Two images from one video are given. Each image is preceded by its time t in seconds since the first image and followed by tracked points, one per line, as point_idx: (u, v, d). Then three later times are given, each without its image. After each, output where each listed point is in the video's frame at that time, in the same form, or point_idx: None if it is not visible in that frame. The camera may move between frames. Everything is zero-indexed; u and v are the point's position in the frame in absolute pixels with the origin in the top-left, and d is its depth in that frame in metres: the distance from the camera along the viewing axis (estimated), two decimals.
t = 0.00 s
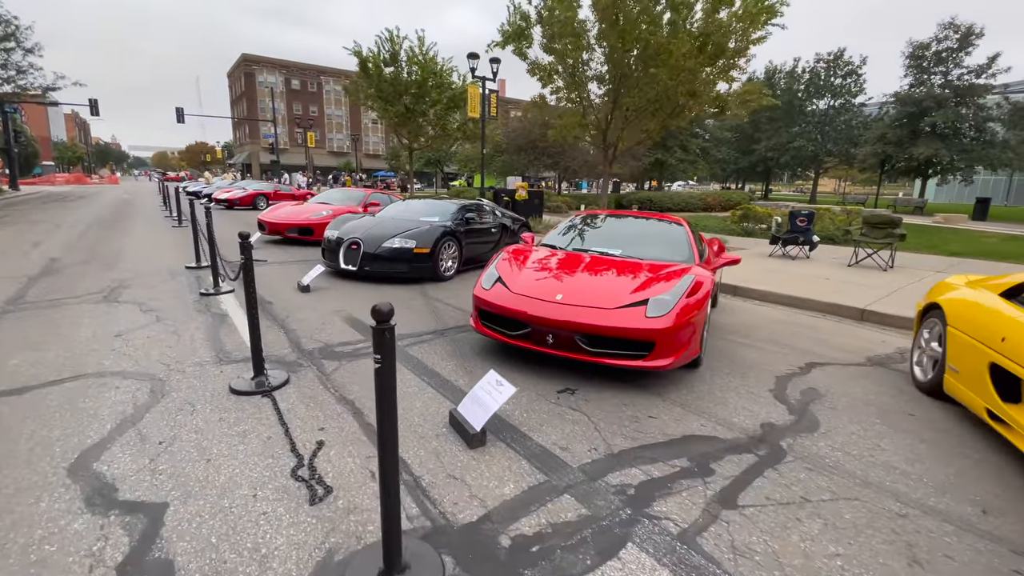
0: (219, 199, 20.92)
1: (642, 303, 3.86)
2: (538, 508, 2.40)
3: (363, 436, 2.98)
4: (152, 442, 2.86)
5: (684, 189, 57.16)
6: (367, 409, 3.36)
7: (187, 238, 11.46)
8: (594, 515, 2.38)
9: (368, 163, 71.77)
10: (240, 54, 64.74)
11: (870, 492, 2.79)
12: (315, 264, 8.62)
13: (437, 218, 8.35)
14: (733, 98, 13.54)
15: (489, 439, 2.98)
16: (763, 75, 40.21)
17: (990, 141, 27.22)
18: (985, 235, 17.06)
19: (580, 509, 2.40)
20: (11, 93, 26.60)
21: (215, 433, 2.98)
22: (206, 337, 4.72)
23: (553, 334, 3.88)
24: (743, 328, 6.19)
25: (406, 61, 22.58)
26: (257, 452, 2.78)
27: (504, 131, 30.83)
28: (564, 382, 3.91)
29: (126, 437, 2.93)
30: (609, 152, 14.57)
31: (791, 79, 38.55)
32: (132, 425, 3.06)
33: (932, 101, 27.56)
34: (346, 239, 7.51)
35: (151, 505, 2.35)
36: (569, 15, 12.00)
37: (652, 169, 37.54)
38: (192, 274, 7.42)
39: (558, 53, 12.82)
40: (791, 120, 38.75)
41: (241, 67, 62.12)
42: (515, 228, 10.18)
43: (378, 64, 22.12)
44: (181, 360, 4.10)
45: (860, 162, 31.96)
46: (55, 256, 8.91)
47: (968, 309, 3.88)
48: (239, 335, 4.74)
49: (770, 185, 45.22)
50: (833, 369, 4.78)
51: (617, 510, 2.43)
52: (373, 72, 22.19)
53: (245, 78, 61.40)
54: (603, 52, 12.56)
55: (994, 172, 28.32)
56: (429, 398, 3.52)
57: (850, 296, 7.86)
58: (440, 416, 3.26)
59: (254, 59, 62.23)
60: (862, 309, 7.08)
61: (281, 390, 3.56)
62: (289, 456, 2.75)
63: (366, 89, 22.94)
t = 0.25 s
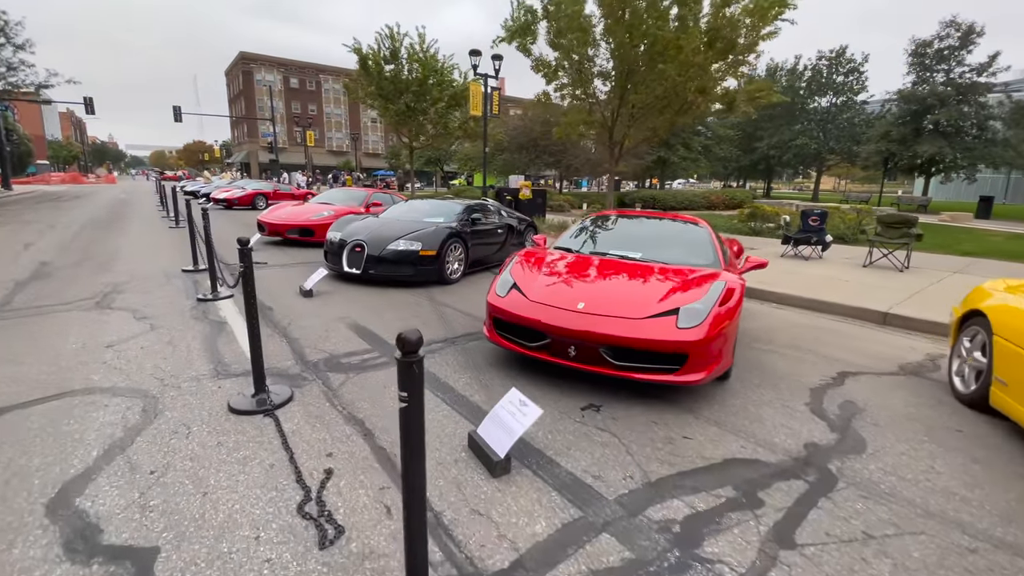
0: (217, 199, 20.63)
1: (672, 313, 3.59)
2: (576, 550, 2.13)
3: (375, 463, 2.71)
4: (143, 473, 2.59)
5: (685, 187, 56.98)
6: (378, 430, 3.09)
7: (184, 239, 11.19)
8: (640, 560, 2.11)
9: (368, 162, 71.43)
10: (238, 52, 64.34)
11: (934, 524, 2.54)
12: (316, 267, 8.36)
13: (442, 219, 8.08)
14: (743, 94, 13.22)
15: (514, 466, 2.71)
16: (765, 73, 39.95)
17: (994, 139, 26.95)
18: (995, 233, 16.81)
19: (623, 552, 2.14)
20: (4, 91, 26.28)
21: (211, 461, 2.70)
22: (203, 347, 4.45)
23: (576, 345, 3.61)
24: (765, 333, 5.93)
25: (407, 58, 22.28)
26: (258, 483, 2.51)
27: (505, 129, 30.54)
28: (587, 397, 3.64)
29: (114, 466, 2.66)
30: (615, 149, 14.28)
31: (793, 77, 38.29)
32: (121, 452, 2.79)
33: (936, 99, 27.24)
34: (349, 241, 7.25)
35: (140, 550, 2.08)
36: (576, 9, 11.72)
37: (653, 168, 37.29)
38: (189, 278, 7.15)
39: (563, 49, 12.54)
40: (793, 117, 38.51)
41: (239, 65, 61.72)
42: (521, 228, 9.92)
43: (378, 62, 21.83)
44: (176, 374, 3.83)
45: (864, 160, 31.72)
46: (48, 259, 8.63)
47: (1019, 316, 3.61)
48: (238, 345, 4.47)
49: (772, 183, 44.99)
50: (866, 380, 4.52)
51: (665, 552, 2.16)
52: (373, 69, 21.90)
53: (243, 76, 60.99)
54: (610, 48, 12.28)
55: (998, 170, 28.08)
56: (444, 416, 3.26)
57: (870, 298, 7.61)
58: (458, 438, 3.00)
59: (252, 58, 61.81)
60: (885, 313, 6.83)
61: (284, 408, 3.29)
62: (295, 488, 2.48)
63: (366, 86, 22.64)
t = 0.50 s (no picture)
0: (211, 199, 20.30)
1: (698, 322, 3.40)
2: None
3: (385, 487, 2.51)
4: (131, 504, 2.36)
5: (682, 187, 56.96)
6: (387, 449, 2.87)
7: (178, 240, 10.93)
8: None
9: (364, 161, 71.03)
10: (233, 51, 63.78)
11: (992, 551, 2.35)
12: (314, 269, 8.11)
13: (444, 220, 7.86)
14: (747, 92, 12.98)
15: (536, 492, 2.50)
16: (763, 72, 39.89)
17: (994, 138, 26.91)
18: (997, 234, 16.74)
19: None
20: None
21: (206, 488, 2.48)
22: (197, 356, 4.22)
23: (596, 356, 3.40)
24: (782, 338, 5.75)
25: (404, 56, 22.01)
26: (258, 512, 2.30)
27: (503, 128, 30.36)
28: (608, 410, 3.43)
29: (101, 494, 2.43)
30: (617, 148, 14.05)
31: (791, 77, 38.23)
32: (109, 477, 2.57)
33: (935, 98, 27.20)
34: (349, 243, 7.02)
35: None
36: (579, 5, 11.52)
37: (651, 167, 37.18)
38: (183, 282, 6.91)
39: (566, 46, 12.31)
40: (791, 117, 38.46)
41: (233, 63, 61.18)
42: (524, 229, 9.70)
43: (375, 60, 21.56)
44: (169, 387, 3.60)
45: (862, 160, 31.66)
46: (36, 261, 8.36)
47: None
48: (235, 354, 4.25)
49: (770, 182, 44.99)
50: (893, 389, 4.34)
51: None
52: (370, 67, 21.63)
53: (238, 74, 60.40)
54: (612, 46, 12.10)
55: (997, 170, 28.06)
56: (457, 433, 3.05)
57: (883, 301, 7.45)
58: (473, 458, 2.79)
59: (246, 56, 61.23)
60: (900, 316, 6.66)
61: (285, 425, 3.07)
62: (300, 518, 2.27)
63: (363, 85, 22.37)
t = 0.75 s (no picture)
0: (201, 198, 19.87)
1: (733, 328, 3.19)
2: None
3: (406, 519, 2.26)
4: (121, 542, 2.10)
5: (675, 186, 57.01)
6: (404, 471, 2.62)
7: (167, 242, 10.57)
8: None
9: (355, 160, 70.44)
10: (223, 48, 62.98)
11: None
12: (311, 271, 7.83)
13: (446, 220, 7.60)
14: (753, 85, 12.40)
15: (572, 520, 2.28)
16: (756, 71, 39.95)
17: (986, 137, 27.08)
18: (994, 232, 16.78)
19: None
20: None
21: (205, 521, 2.22)
22: (191, 367, 3.93)
23: (624, 366, 3.17)
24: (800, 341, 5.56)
25: (398, 53, 21.67)
26: (266, 551, 2.05)
27: (498, 127, 30.10)
28: (637, 424, 3.20)
29: (88, 530, 2.17)
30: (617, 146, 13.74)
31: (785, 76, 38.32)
32: (97, 509, 2.30)
33: (928, 97, 27.33)
34: (348, 244, 6.74)
35: None
36: None
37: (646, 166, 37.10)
38: (174, 285, 6.61)
39: (565, 42, 12.07)
40: (784, 116, 38.54)
41: (223, 61, 60.37)
42: (526, 229, 9.46)
43: (369, 57, 21.23)
44: (161, 402, 3.33)
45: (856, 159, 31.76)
46: (18, 264, 7.99)
47: None
48: (232, 364, 3.97)
49: (763, 181, 45.12)
50: (925, 396, 4.15)
51: None
52: (364, 65, 21.29)
53: (228, 72, 59.59)
54: (613, 42, 11.89)
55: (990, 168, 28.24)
56: (478, 453, 2.80)
57: (896, 302, 7.29)
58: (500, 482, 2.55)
59: (236, 54, 60.42)
60: (916, 318, 6.51)
61: (290, 445, 2.82)
62: (312, 557, 2.02)
63: (356, 82, 22.01)
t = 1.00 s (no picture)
0: (195, 199, 19.55)
1: (768, 341, 3.01)
2: None
3: (429, 556, 2.06)
4: None
5: (672, 185, 56.95)
6: (422, 499, 2.42)
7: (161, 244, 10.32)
8: None
9: (351, 160, 70.02)
10: (216, 48, 62.44)
11: None
12: (311, 275, 7.60)
13: (450, 222, 7.39)
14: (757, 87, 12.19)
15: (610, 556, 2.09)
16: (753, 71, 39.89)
17: (984, 137, 27.08)
18: (995, 232, 16.72)
19: None
20: None
21: (208, 562, 2.01)
22: (188, 381, 3.71)
23: (652, 383, 2.99)
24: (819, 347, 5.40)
25: (395, 52, 21.42)
26: None
27: (496, 126, 29.88)
28: (666, 443, 3.01)
29: (80, 573, 1.95)
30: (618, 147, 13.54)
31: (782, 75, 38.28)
32: (89, 547, 2.08)
33: (927, 97, 27.35)
34: (350, 248, 6.52)
35: None
36: None
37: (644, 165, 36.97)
38: (169, 291, 6.38)
39: (567, 41, 11.90)
40: (782, 116, 38.50)
41: (217, 60, 59.83)
42: (530, 231, 9.27)
43: (366, 56, 20.97)
44: (158, 422, 3.11)
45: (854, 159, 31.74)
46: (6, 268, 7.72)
47: None
48: (232, 378, 3.75)
49: (760, 180, 45.11)
50: (957, 408, 3.99)
51: None
52: (361, 64, 21.05)
53: (221, 71, 59.04)
54: (616, 41, 11.71)
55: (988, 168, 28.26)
56: (502, 478, 2.60)
57: (911, 306, 7.16)
58: (527, 511, 2.36)
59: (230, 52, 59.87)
60: (934, 322, 6.36)
61: (298, 471, 2.61)
62: None
63: (352, 81, 21.74)
